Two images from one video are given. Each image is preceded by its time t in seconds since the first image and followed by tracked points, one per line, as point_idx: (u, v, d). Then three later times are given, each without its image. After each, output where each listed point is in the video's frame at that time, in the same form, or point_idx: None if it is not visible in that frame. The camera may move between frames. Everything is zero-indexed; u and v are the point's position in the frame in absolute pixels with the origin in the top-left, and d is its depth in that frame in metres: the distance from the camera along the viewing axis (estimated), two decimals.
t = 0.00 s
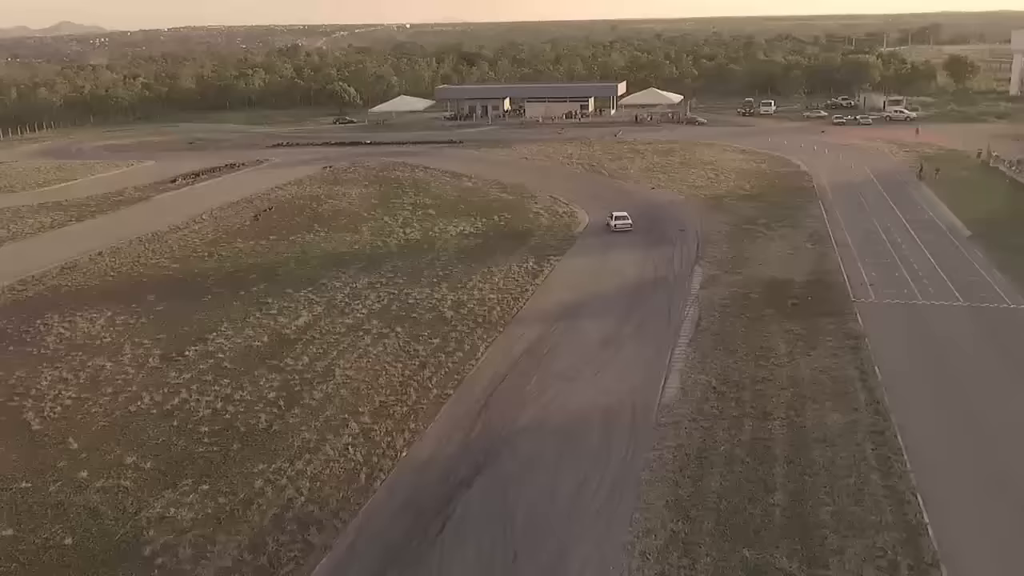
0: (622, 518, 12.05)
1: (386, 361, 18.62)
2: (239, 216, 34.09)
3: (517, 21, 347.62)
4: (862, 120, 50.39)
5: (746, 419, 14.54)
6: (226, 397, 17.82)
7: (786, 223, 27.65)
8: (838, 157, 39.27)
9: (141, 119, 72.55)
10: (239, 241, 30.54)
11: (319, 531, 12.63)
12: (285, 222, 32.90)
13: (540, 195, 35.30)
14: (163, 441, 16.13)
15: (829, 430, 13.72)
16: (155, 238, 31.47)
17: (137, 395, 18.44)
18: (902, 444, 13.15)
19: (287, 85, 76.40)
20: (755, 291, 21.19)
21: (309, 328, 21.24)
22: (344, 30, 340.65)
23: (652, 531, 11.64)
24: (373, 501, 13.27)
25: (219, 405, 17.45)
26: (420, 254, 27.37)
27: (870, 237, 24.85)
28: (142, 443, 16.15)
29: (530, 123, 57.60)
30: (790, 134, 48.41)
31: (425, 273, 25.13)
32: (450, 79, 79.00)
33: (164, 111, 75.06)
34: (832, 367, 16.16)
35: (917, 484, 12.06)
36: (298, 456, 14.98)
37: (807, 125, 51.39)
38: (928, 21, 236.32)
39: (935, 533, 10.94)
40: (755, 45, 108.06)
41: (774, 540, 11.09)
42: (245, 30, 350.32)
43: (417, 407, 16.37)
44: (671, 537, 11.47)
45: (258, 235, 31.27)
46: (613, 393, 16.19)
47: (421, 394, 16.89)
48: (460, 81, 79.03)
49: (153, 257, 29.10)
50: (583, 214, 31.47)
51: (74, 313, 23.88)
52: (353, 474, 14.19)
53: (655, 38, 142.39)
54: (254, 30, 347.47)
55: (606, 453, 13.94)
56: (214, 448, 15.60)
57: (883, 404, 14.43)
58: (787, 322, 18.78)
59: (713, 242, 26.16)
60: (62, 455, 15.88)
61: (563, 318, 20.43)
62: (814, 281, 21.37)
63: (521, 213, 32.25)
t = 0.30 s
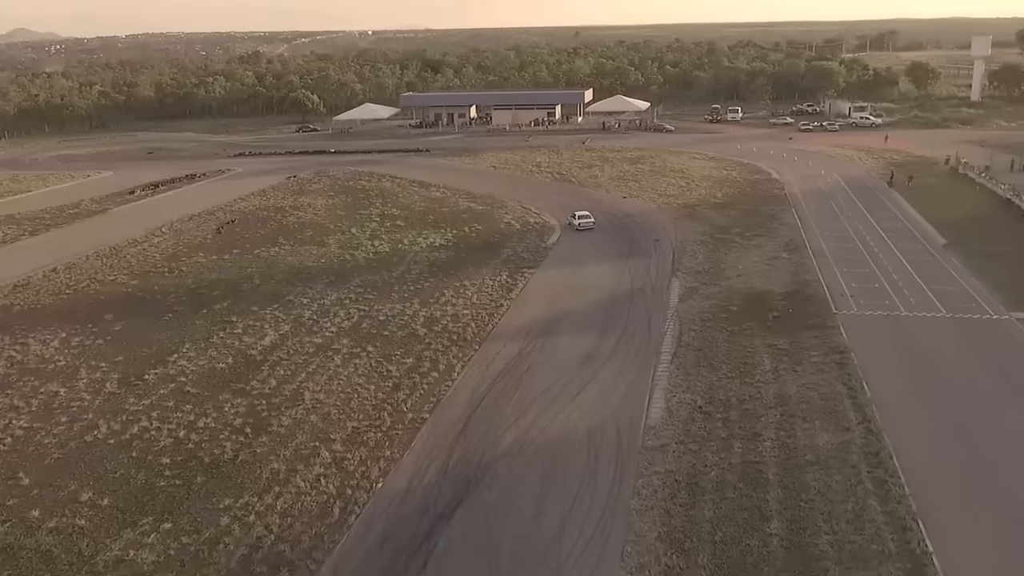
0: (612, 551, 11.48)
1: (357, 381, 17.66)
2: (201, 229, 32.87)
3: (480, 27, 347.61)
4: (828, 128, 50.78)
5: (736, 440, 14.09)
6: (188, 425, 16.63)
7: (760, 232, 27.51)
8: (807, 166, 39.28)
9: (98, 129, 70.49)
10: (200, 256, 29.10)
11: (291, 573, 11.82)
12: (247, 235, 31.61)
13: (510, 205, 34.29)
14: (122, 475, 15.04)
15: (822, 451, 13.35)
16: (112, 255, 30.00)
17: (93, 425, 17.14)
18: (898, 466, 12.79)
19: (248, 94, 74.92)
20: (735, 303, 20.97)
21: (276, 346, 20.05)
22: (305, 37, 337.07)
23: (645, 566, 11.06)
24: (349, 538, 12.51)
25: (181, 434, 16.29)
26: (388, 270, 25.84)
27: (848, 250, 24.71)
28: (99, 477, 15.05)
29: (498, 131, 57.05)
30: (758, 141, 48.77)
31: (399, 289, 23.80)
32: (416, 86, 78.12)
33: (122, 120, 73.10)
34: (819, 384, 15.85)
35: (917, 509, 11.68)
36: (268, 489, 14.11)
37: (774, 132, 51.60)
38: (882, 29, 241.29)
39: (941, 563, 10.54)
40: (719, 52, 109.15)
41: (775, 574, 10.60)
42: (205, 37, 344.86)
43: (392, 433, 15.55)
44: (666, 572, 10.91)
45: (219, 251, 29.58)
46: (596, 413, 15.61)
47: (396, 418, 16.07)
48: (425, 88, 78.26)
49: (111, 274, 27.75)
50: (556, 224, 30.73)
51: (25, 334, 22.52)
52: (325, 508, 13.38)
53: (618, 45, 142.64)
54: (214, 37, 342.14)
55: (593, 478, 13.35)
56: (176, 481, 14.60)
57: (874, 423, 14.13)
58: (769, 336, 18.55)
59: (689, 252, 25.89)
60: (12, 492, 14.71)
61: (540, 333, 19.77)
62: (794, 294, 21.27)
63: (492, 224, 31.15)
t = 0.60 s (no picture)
0: None
1: (325, 405, 16.49)
2: (157, 243, 30.97)
3: (440, 34, 345.80)
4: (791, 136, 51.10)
5: (724, 463, 13.72)
6: (145, 456, 15.07)
7: (732, 242, 27.32)
8: (776, 174, 39.16)
9: (47, 138, 67.93)
10: (158, 271, 26.91)
11: None
12: (206, 249, 29.66)
13: (478, 215, 33.11)
14: (74, 515, 13.46)
15: (814, 475, 13.17)
16: (63, 272, 27.66)
17: (42, 458, 15.25)
18: (893, 489, 12.60)
19: (204, 102, 72.91)
20: (712, 316, 20.72)
21: (238, 368, 18.58)
22: (262, 43, 331.89)
23: None
24: None
25: (138, 467, 14.74)
26: (355, 284, 24.35)
27: (824, 263, 24.53)
28: (46, 517, 13.45)
29: (461, 138, 56.32)
30: (724, 148, 49.16)
31: (367, 305, 22.42)
32: (376, 93, 76.89)
33: (73, 129, 70.66)
34: (806, 403, 15.65)
35: (918, 536, 11.46)
36: (232, 526, 12.92)
37: (738, 140, 51.72)
38: (836, 36, 245.71)
39: None
40: (677, 58, 110.14)
41: None
42: (158, 44, 338.20)
43: (364, 461, 14.47)
44: None
45: (175, 267, 27.31)
46: (577, 437, 14.92)
47: (368, 444, 15.00)
48: (386, 95, 77.21)
49: (62, 291, 25.43)
50: (525, 235, 29.76)
51: None
52: (295, 546, 12.36)
53: (579, 51, 142.63)
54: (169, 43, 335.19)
55: (577, 509, 12.70)
56: (133, 520, 13.17)
57: (866, 443, 14.00)
58: (749, 351, 18.33)
59: (662, 262, 25.55)
60: None
61: (515, 350, 18.97)
62: (771, 305, 21.15)
63: (460, 236, 29.76)
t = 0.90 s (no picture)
0: None
1: (318, 429, 15.57)
2: (140, 254, 29.65)
3: (425, 41, 345.07)
4: (783, 143, 50.82)
5: (741, 492, 13.15)
6: (128, 486, 13.90)
7: (731, 253, 26.83)
8: (771, 183, 38.69)
9: (27, 145, 66.60)
10: (141, 284, 25.65)
11: None
12: (191, 261, 28.34)
13: (470, 225, 32.32)
14: (50, 552, 12.21)
15: (836, 504, 12.69)
16: (42, 285, 26.22)
17: (16, 489, 13.95)
18: (920, 520, 12.18)
19: (188, 108, 71.71)
20: (717, 331, 20.17)
21: (225, 390, 17.55)
22: (247, 49, 329.58)
23: None
24: None
25: (120, 497, 13.56)
26: (346, 297, 23.43)
27: (828, 274, 24.13)
28: (19, 555, 12.15)
29: (450, 145, 55.61)
30: (716, 155, 48.91)
31: (359, 321, 21.50)
32: (363, 100, 76.03)
33: (54, 136, 69.35)
34: (820, 425, 15.14)
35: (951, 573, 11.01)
36: (221, 565, 11.83)
37: (730, 147, 51.36)
38: (820, 43, 247.44)
39: None
40: (663, 64, 110.15)
41: None
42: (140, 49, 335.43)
43: (361, 491, 13.53)
44: None
45: (159, 280, 26.00)
46: (583, 463, 14.19)
47: (364, 472, 14.08)
48: (372, 102, 76.35)
49: (42, 306, 24.00)
50: (520, 246, 29.02)
51: None
52: None
53: (566, 57, 142.29)
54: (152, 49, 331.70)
55: (589, 544, 11.96)
56: (115, 559, 11.98)
57: (888, 470, 13.58)
58: (758, 368, 17.80)
59: (662, 273, 24.97)
60: None
61: (514, 369, 18.17)
62: (777, 319, 20.66)
63: (452, 247, 29.01)
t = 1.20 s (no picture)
0: None
1: (328, 453, 14.82)
2: (144, 263, 28.99)
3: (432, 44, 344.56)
4: (797, 149, 50.03)
5: (779, 524, 12.35)
6: (128, 514, 13.18)
7: (752, 264, 26.08)
8: (788, 190, 37.87)
9: (33, 149, 66.20)
10: (145, 294, 25.00)
11: None
12: (196, 270, 27.62)
13: (482, 233, 31.63)
14: None
15: (881, 539, 11.90)
16: (43, 295, 25.53)
17: (11, 517, 13.24)
18: (972, 557, 11.40)
19: (194, 112, 71.23)
20: (742, 347, 19.41)
21: (231, 409, 16.82)
22: (254, 52, 329.77)
23: None
24: None
25: (119, 527, 12.83)
26: (356, 309, 22.73)
27: (853, 286, 23.34)
28: None
29: (459, 150, 54.95)
30: (730, 161, 48.17)
31: (370, 335, 20.74)
32: (370, 103, 75.42)
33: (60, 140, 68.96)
34: (858, 450, 14.35)
35: None
36: None
37: (743, 153, 50.59)
38: (829, 46, 246.14)
39: None
40: (672, 67, 109.47)
41: None
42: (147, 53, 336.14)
43: (375, 521, 12.79)
44: None
45: (163, 291, 25.30)
46: (609, 492, 13.42)
47: (378, 500, 13.34)
48: (380, 106, 75.76)
49: (43, 317, 23.38)
50: (533, 255, 28.25)
51: None
52: None
53: (573, 60, 141.75)
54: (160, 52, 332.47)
55: None
56: None
57: (934, 500, 12.78)
58: (787, 387, 17.02)
59: (681, 284, 24.22)
60: None
61: (533, 387, 17.40)
62: (804, 334, 19.90)
63: (463, 256, 28.31)
